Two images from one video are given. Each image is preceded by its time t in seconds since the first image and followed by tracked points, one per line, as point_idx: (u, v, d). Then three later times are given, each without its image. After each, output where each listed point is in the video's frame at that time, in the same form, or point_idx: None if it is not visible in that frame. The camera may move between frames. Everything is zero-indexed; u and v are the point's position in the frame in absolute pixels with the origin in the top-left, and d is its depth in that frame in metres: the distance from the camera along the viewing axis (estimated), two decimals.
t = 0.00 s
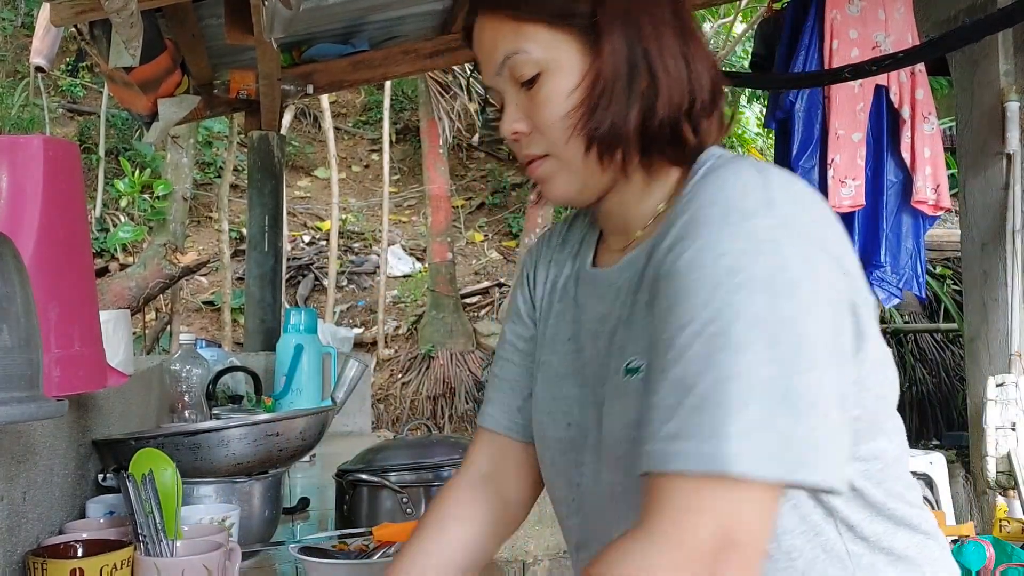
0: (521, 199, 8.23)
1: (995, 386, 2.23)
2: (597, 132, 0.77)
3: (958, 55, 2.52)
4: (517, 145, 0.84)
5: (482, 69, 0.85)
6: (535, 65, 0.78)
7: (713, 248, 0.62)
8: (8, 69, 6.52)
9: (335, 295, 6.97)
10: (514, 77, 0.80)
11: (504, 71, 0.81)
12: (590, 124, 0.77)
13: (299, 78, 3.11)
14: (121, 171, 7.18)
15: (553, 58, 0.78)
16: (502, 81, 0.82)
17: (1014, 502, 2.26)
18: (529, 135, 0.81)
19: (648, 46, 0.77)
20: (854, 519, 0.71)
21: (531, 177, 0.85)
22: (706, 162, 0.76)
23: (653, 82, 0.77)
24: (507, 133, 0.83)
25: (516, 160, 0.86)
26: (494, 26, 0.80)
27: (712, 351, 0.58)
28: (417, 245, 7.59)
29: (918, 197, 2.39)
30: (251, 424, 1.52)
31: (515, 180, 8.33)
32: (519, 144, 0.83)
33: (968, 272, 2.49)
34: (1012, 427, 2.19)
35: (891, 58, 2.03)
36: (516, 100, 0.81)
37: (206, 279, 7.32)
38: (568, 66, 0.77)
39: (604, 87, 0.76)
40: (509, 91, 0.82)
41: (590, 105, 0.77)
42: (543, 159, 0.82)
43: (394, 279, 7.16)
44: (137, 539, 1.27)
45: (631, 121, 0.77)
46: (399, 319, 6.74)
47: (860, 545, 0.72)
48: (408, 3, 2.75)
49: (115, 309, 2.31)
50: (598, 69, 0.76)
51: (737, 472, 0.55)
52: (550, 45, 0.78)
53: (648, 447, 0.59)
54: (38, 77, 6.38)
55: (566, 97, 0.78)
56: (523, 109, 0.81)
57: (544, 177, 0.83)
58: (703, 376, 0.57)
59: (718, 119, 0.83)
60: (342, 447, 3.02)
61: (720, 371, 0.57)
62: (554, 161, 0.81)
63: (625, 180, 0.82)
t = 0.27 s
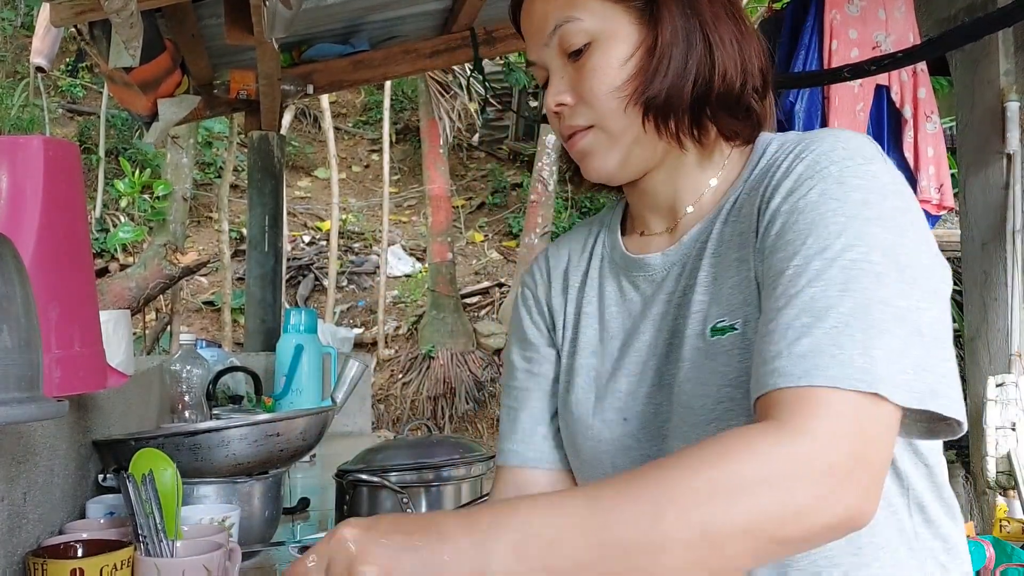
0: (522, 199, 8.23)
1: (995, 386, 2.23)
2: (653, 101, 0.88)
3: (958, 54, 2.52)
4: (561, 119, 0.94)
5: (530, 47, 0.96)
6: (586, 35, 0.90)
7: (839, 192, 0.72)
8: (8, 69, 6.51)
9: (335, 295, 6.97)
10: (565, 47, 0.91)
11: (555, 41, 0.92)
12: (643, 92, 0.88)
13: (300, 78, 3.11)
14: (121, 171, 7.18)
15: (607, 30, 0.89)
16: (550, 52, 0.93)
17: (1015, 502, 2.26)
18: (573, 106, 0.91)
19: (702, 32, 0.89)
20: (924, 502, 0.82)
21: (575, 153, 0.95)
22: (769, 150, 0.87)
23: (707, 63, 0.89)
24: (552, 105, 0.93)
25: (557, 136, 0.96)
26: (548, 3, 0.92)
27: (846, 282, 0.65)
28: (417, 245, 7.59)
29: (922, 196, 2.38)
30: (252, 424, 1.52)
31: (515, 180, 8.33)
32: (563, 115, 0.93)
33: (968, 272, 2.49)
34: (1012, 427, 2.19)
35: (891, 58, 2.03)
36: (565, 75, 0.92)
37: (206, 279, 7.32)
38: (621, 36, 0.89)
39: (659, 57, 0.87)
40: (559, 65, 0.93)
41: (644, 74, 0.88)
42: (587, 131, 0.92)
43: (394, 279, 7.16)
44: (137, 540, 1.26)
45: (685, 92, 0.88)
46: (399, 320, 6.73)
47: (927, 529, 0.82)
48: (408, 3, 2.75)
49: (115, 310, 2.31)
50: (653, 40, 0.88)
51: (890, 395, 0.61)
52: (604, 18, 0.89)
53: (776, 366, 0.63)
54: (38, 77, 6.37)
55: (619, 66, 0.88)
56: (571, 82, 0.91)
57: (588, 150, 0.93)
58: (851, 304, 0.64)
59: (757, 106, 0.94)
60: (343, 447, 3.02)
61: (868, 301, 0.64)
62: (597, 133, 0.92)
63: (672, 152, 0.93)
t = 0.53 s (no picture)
0: (522, 199, 8.23)
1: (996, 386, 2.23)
2: (663, 95, 0.88)
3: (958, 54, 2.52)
4: (577, 114, 0.95)
5: (545, 45, 0.98)
6: (597, 31, 0.91)
7: (864, 196, 0.73)
8: (7, 69, 6.51)
9: (335, 295, 6.97)
10: (577, 43, 0.93)
11: (567, 37, 0.94)
12: (654, 85, 0.89)
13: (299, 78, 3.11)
14: (121, 171, 7.17)
15: (617, 25, 0.90)
16: (563, 49, 0.95)
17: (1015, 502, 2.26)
18: (587, 101, 0.93)
19: (714, 25, 0.89)
20: (933, 508, 0.83)
21: (591, 148, 0.97)
22: (789, 143, 0.87)
23: (717, 53, 0.89)
24: (567, 102, 0.95)
25: (573, 132, 0.98)
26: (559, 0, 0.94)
27: (874, 291, 0.67)
28: (417, 245, 7.58)
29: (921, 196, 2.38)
30: (251, 424, 1.51)
31: (515, 180, 8.33)
32: (578, 111, 0.94)
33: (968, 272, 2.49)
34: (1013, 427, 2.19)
35: (891, 58, 2.03)
36: (579, 71, 0.94)
37: (206, 279, 7.32)
38: (631, 31, 0.90)
39: (669, 49, 0.88)
40: (571, 62, 0.94)
41: (655, 66, 0.89)
42: (603, 125, 0.93)
43: (394, 279, 7.16)
44: (137, 540, 1.26)
45: (696, 84, 0.88)
46: (398, 320, 6.73)
47: (935, 533, 0.82)
48: (408, 2, 2.75)
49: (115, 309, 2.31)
50: (663, 33, 0.89)
51: (918, 407, 0.65)
52: (615, 12, 0.90)
53: (806, 379, 0.67)
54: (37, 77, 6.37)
55: (629, 60, 0.90)
56: (584, 77, 0.93)
57: (603, 146, 0.95)
58: (893, 325, 0.66)
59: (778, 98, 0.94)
60: (343, 447, 3.02)
61: (910, 324, 0.66)
62: (613, 127, 0.93)
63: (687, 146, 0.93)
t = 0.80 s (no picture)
0: (521, 199, 8.24)
1: (995, 386, 2.23)
2: (649, 96, 0.80)
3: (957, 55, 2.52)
4: (562, 117, 0.88)
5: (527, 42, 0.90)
6: (580, 29, 0.82)
7: (823, 220, 0.64)
8: (8, 69, 6.52)
9: (335, 295, 6.98)
10: (559, 42, 0.85)
11: (550, 37, 0.85)
12: (640, 87, 0.80)
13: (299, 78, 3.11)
14: (121, 171, 7.19)
15: (602, 21, 0.81)
16: (546, 49, 0.87)
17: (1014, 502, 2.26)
18: (572, 104, 0.85)
19: (702, 18, 0.80)
20: (916, 530, 0.74)
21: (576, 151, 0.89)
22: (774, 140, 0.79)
23: (703, 44, 0.80)
24: (551, 104, 0.87)
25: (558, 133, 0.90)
26: None
27: (830, 325, 0.59)
28: (417, 245, 7.59)
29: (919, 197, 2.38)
30: (251, 424, 1.52)
31: (515, 180, 8.34)
32: (564, 114, 0.87)
33: (968, 273, 2.49)
34: (1012, 427, 2.19)
35: (891, 58, 2.03)
36: (561, 70, 0.85)
37: (206, 279, 7.32)
38: (616, 27, 0.81)
39: (656, 49, 0.79)
40: (554, 60, 0.86)
41: (641, 66, 0.80)
42: (588, 129, 0.85)
43: (394, 279, 7.17)
44: (137, 539, 1.27)
45: (683, 82, 0.80)
46: (398, 320, 6.75)
47: (919, 555, 0.74)
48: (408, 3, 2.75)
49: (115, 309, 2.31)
50: (649, 31, 0.80)
51: (875, 450, 0.58)
52: (598, 8, 0.82)
53: (761, 422, 0.60)
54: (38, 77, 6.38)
55: (615, 60, 0.81)
56: (567, 79, 0.85)
57: (590, 149, 0.87)
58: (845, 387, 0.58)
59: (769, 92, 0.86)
60: (342, 447, 3.02)
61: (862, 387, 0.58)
62: (599, 131, 0.85)
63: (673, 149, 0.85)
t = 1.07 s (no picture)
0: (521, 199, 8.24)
1: (995, 386, 2.23)
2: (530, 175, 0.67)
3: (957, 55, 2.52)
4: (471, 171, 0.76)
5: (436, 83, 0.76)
6: (466, 90, 0.69)
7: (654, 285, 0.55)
8: (8, 69, 6.51)
9: (335, 295, 6.98)
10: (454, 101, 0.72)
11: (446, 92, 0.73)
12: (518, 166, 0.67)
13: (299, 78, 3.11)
14: (121, 171, 7.18)
15: (480, 82, 0.68)
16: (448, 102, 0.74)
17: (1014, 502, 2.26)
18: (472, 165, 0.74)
19: (577, 84, 0.63)
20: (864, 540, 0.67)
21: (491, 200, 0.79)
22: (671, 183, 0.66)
23: (579, 102, 0.63)
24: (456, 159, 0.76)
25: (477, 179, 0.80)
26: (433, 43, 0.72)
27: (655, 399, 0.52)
28: (417, 245, 7.59)
29: (918, 198, 2.39)
30: (251, 424, 1.52)
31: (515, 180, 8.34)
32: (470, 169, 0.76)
33: (968, 273, 2.49)
34: (1012, 428, 2.18)
35: (891, 58, 2.03)
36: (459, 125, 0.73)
37: (206, 279, 7.32)
38: (494, 89, 0.67)
39: (526, 122, 0.65)
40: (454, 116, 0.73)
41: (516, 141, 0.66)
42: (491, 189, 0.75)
43: (394, 279, 7.17)
44: (137, 540, 1.26)
45: (560, 148, 0.65)
46: (398, 320, 6.75)
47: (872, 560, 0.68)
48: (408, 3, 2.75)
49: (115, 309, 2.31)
50: (519, 99, 0.65)
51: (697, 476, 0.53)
52: (477, 68, 0.68)
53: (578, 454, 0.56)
54: (38, 77, 6.38)
55: (493, 129, 0.68)
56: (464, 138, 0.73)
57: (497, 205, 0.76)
58: (638, 427, 0.53)
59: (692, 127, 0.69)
60: (342, 447, 3.02)
61: (663, 425, 0.52)
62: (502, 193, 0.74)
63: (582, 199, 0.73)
